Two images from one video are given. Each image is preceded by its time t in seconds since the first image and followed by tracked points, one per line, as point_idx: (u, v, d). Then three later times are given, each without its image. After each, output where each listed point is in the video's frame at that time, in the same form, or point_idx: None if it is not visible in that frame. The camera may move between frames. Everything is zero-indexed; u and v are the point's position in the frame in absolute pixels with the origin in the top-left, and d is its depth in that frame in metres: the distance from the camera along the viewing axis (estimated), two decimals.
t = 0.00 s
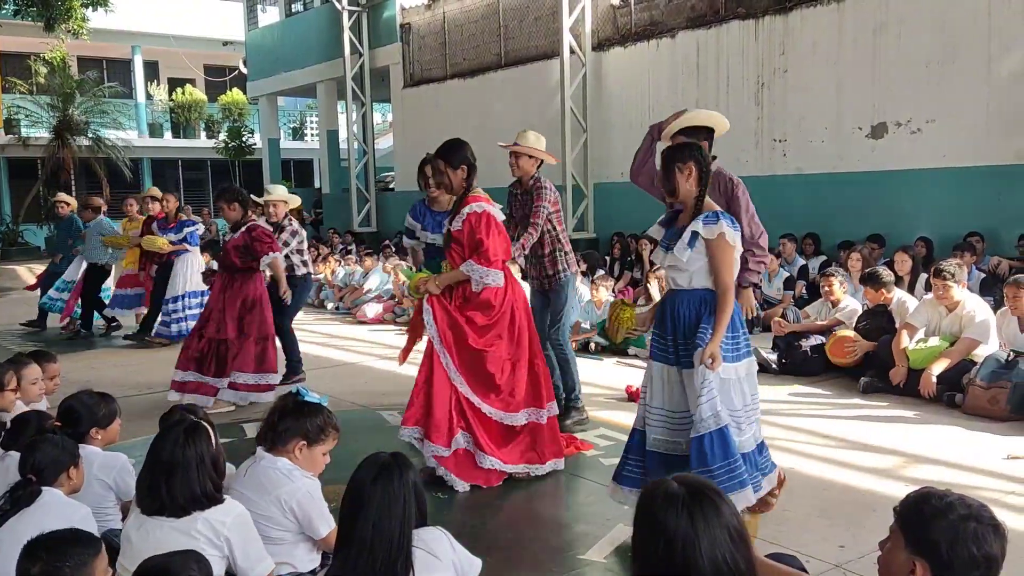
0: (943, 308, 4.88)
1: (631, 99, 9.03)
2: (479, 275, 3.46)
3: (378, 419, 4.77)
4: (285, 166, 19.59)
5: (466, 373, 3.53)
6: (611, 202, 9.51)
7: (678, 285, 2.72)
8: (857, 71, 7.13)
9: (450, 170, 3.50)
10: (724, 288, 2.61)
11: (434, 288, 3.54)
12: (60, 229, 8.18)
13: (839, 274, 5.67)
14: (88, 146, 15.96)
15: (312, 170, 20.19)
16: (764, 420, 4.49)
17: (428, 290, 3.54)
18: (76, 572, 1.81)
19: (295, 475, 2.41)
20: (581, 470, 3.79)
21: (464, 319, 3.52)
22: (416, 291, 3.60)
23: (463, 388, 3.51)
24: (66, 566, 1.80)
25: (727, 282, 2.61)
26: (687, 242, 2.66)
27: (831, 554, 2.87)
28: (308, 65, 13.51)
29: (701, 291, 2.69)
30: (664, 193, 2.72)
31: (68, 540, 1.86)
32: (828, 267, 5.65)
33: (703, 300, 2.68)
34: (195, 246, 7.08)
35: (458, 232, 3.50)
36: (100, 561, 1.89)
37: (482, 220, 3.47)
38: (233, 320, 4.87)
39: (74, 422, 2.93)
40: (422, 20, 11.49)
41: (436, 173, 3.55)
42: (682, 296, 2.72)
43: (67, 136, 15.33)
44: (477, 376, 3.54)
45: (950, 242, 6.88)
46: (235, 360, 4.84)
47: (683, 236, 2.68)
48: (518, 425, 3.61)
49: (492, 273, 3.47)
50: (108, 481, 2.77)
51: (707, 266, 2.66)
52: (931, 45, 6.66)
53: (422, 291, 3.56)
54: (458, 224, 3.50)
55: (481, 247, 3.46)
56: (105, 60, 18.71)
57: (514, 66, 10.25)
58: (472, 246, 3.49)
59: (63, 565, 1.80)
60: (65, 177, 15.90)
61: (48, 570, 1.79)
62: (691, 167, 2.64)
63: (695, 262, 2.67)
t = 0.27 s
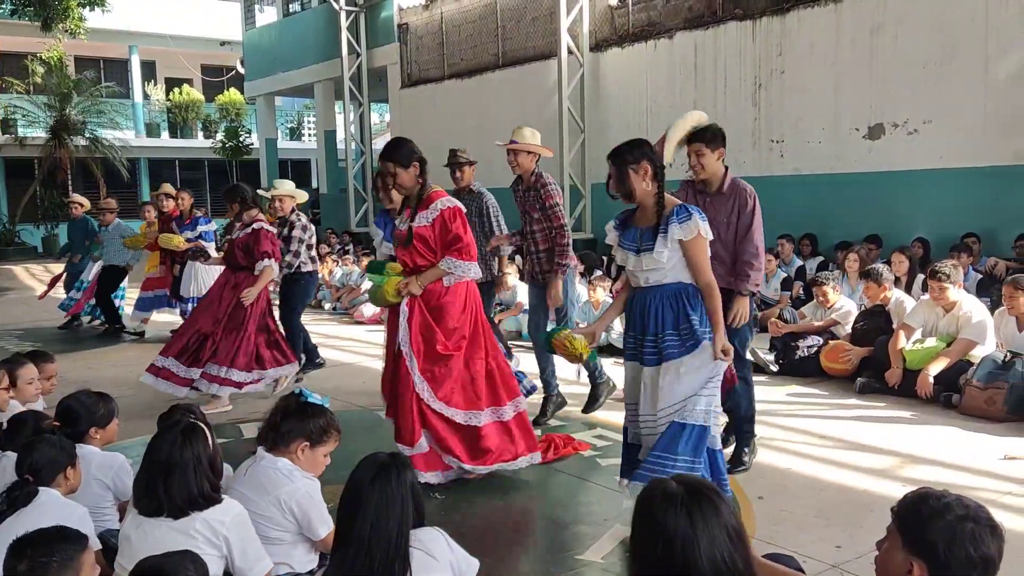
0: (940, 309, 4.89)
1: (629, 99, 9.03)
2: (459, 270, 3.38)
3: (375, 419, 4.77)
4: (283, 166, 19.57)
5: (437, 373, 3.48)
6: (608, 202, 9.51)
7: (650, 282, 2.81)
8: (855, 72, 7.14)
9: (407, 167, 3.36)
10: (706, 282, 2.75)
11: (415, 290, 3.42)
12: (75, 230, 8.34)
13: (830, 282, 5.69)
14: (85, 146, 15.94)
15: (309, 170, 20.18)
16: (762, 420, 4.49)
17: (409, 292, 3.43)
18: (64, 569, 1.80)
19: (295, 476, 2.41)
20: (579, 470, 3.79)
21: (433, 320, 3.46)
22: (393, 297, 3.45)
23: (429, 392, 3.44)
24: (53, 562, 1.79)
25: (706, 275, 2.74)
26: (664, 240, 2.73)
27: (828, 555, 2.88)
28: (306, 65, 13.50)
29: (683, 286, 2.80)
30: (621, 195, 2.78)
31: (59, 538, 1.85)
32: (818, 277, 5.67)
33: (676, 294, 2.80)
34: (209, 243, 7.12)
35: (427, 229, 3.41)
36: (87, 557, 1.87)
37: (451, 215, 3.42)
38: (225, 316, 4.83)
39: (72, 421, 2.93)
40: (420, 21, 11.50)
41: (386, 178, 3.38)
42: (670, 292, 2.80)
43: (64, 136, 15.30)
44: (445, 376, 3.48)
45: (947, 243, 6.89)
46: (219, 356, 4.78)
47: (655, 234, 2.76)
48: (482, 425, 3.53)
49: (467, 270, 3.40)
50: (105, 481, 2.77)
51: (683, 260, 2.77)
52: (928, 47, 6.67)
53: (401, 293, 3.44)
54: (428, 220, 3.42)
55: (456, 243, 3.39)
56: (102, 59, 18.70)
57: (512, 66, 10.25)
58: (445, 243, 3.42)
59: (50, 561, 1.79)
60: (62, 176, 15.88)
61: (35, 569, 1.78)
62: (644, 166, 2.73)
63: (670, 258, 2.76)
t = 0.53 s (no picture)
0: (939, 310, 4.89)
1: (627, 100, 9.04)
2: (435, 276, 3.34)
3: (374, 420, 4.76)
4: (282, 166, 19.57)
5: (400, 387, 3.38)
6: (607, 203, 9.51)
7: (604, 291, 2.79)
8: (855, 72, 7.14)
9: (367, 171, 3.35)
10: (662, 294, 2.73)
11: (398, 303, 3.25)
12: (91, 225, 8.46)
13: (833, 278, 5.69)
14: (84, 146, 15.94)
15: (308, 170, 20.18)
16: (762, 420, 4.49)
17: (390, 305, 3.23)
18: (58, 568, 1.79)
19: (297, 476, 2.42)
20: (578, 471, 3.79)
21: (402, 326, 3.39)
22: (372, 313, 3.22)
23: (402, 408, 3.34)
24: (45, 561, 1.78)
25: (664, 286, 2.73)
26: (615, 252, 2.72)
27: (827, 555, 2.88)
28: (305, 66, 13.51)
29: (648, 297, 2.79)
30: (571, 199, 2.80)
31: (54, 537, 1.84)
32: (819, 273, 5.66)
33: (633, 303, 2.76)
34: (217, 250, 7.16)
35: (396, 232, 3.36)
36: (81, 556, 1.86)
37: (423, 220, 3.36)
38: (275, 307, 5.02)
39: (71, 421, 2.93)
40: (419, 21, 11.51)
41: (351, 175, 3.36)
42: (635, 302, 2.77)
43: (63, 136, 15.30)
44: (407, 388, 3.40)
45: (946, 244, 6.89)
46: (258, 344, 4.95)
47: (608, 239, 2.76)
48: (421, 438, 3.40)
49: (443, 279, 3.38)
50: (104, 481, 2.77)
51: (637, 268, 2.76)
52: (928, 47, 6.68)
53: (383, 309, 3.24)
54: (397, 225, 3.37)
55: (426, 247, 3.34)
56: (102, 59, 18.70)
57: (511, 67, 10.25)
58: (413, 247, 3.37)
59: (42, 560, 1.78)
60: (61, 176, 15.87)
61: (28, 568, 1.76)
62: (598, 170, 2.74)
63: (620, 268, 2.75)
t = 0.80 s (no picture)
0: (938, 311, 4.89)
1: (627, 100, 9.05)
2: (389, 284, 3.14)
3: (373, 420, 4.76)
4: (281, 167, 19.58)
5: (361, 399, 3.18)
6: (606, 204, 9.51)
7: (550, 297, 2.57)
8: (855, 73, 7.15)
9: (329, 174, 3.25)
10: (594, 304, 2.46)
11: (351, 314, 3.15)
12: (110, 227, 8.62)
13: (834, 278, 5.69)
14: (84, 146, 15.94)
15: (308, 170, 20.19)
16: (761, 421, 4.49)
17: (344, 318, 3.14)
18: (57, 568, 1.79)
19: (300, 475, 2.42)
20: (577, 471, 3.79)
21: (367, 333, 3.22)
22: (327, 324, 3.15)
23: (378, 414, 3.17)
24: (44, 561, 1.78)
25: (602, 295, 2.46)
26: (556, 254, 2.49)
27: (826, 556, 2.88)
28: (305, 66, 13.51)
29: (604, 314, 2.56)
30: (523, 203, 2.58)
31: (53, 538, 1.84)
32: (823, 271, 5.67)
33: (576, 313, 2.53)
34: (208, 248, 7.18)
35: (359, 234, 3.20)
36: (81, 556, 1.86)
37: (385, 222, 3.20)
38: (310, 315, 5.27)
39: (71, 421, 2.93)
40: (419, 22, 11.52)
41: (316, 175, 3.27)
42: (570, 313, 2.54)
43: (63, 136, 15.29)
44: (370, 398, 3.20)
45: (946, 245, 6.89)
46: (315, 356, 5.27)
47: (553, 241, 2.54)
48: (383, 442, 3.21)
49: (402, 281, 3.18)
50: (103, 482, 2.77)
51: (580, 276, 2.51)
52: (928, 48, 6.68)
53: (337, 320, 3.16)
54: (362, 226, 3.20)
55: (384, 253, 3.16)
56: (102, 60, 18.70)
57: (511, 68, 10.26)
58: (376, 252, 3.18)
59: (41, 560, 1.78)
60: (61, 176, 15.86)
61: (27, 568, 1.76)
62: (548, 175, 2.51)
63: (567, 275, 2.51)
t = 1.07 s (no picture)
0: (938, 312, 4.90)
1: (627, 102, 9.05)
2: (401, 290, 3.16)
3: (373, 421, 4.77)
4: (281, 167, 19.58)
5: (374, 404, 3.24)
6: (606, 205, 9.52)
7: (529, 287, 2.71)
8: (854, 75, 7.16)
9: (321, 179, 3.22)
10: (576, 295, 2.61)
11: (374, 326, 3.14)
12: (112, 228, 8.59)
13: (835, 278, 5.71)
14: (83, 147, 15.93)
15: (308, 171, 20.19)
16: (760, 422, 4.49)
17: (367, 330, 3.14)
18: (57, 567, 1.79)
19: (301, 475, 2.42)
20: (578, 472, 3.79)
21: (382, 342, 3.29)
22: (349, 336, 3.15)
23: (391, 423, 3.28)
24: (45, 561, 1.78)
25: (585, 284, 2.60)
26: (531, 243, 2.64)
27: (826, 557, 2.88)
28: (305, 67, 13.51)
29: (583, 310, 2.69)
30: (501, 189, 2.71)
31: (54, 538, 1.84)
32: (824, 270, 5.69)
33: (555, 305, 2.66)
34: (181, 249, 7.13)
35: (362, 242, 3.19)
36: (81, 557, 1.86)
37: (391, 229, 3.19)
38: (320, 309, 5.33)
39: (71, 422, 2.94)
40: (419, 23, 11.52)
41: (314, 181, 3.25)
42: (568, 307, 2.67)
43: (62, 136, 15.28)
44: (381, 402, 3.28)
45: (945, 247, 6.89)
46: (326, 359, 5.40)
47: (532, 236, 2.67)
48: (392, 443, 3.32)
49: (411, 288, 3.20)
50: (103, 482, 2.77)
51: (556, 265, 2.66)
52: (927, 50, 6.69)
53: (359, 333, 3.16)
54: (363, 235, 3.19)
55: (392, 262, 3.17)
56: (102, 60, 18.71)
57: (511, 69, 10.26)
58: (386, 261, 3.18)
59: (42, 560, 1.78)
60: (61, 177, 15.86)
61: (27, 569, 1.76)
62: (525, 165, 2.63)
63: (543, 262, 2.66)
